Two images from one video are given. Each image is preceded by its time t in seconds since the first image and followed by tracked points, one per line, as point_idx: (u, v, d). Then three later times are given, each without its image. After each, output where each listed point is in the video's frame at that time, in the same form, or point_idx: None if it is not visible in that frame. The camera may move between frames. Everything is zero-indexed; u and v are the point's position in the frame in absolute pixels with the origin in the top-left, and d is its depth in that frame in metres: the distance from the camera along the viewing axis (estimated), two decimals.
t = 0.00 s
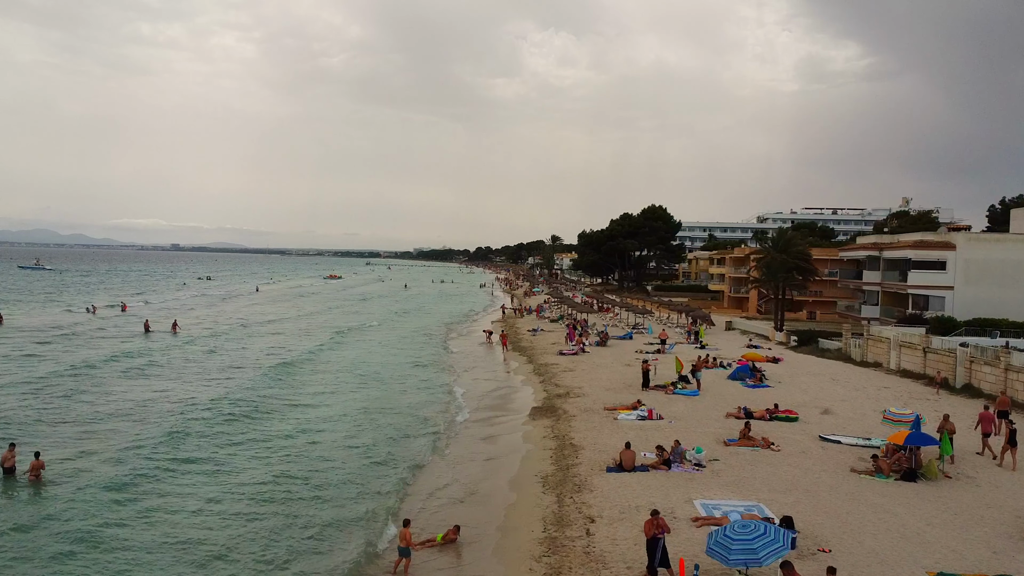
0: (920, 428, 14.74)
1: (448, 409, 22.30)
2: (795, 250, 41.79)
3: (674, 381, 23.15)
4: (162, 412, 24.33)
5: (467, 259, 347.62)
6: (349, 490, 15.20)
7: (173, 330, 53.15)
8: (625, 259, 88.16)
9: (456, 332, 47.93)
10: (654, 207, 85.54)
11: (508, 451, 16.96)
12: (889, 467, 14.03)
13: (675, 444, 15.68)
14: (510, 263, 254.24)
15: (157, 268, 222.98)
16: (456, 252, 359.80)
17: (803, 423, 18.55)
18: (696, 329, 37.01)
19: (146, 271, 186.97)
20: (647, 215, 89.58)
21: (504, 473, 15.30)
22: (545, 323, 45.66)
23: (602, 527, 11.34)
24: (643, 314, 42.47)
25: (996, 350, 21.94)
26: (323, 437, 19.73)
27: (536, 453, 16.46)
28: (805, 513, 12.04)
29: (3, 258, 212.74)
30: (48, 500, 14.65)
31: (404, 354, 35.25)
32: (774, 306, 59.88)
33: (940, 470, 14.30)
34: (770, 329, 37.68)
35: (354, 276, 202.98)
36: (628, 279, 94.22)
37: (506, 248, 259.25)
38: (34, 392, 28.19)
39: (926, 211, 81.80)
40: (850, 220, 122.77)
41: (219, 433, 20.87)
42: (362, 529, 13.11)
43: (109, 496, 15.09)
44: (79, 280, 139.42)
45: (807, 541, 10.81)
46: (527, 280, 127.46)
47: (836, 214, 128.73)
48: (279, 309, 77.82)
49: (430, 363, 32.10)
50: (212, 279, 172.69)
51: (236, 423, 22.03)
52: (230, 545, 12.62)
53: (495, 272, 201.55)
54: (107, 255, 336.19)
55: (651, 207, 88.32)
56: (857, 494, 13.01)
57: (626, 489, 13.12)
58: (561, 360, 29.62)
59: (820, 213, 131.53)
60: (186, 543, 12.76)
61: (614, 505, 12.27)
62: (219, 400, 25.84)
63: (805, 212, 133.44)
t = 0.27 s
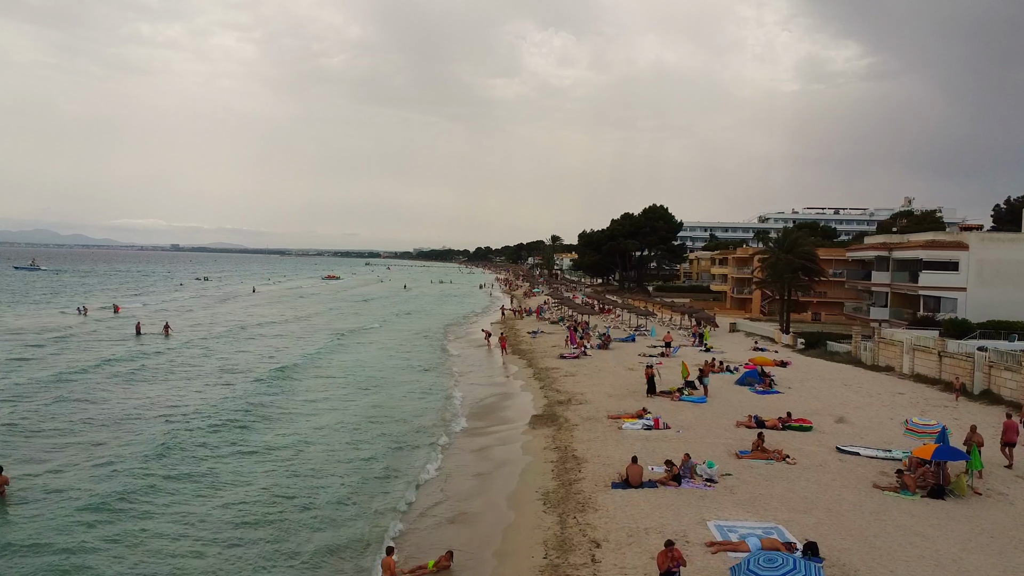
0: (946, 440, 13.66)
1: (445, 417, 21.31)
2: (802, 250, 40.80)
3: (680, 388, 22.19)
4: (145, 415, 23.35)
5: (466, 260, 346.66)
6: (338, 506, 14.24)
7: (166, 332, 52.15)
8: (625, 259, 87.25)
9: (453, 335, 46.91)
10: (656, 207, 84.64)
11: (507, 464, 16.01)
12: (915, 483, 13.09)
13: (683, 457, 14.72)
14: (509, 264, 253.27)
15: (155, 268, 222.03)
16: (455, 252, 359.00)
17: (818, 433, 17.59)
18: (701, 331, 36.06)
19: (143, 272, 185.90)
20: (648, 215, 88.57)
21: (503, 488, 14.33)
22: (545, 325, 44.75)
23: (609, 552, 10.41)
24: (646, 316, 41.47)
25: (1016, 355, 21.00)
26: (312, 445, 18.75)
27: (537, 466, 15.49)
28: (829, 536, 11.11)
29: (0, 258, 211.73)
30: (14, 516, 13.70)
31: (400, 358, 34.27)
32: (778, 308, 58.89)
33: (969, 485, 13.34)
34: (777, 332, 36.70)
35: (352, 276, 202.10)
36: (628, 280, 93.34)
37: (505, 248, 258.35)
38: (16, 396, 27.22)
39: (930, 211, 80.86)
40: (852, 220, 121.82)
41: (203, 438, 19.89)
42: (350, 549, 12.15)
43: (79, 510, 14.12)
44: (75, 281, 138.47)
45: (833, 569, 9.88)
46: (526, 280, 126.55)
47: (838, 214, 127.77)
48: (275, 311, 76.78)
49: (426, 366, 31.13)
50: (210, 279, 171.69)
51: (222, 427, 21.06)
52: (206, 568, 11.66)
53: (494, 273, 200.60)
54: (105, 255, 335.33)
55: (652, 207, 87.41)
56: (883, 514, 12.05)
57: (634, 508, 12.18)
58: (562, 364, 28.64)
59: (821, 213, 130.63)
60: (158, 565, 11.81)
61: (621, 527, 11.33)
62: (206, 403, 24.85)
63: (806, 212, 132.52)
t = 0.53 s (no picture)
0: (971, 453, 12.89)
1: (441, 423, 20.54)
2: (807, 251, 39.99)
3: (685, 393, 21.40)
4: (133, 421, 22.61)
5: (466, 260, 345.66)
6: (327, 523, 13.47)
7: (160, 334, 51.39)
8: (626, 259, 86.50)
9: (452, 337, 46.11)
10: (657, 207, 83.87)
11: (505, 476, 15.25)
12: (940, 499, 12.29)
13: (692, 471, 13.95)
14: (509, 264, 252.49)
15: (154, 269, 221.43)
16: (455, 252, 358.59)
17: (831, 441, 16.80)
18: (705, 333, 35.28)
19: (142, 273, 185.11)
20: (648, 215, 87.76)
21: (499, 504, 13.57)
22: (546, 327, 43.95)
23: None
24: (648, 317, 40.66)
25: None
26: (303, 455, 18.00)
27: (536, 478, 14.72)
28: (850, 558, 10.36)
29: None
30: None
31: (397, 361, 33.44)
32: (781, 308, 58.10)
33: (997, 500, 12.54)
34: (782, 334, 35.92)
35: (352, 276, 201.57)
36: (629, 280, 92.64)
37: (505, 248, 257.74)
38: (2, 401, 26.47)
39: (934, 210, 80.04)
40: (854, 220, 121.02)
41: (189, 447, 19.12)
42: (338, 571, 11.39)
43: (56, 528, 13.38)
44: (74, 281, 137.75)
45: None
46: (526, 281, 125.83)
47: (840, 214, 126.98)
48: (272, 312, 76.01)
49: (423, 370, 30.36)
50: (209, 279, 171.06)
51: (211, 435, 20.32)
52: None
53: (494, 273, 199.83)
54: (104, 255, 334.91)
55: (654, 206, 86.64)
56: (906, 533, 11.27)
57: (640, 526, 11.42)
58: (562, 368, 27.84)
59: (823, 213, 129.86)
60: None
61: (627, 548, 10.58)
62: (196, 409, 24.11)
63: (808, 212, 131.81)
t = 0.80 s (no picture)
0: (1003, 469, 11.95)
1: (437, 432, 19.60)
2: (813, 251, 39.05)
3: (692, 400, 20.46)
4: (116, 430, 21.69)
5: (466, 260, 344.67)
6: (313, 547, 12.54)
7: (153, 337, 50.44)
8: (626, 259, 85.59)
9: (450, 339, 45.17)
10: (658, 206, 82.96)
11: (504, 492, 14.31)
12: (974, 521, 11.33)
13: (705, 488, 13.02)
14: (509, 264, 251.57)
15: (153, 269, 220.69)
16: (455, 252, 357.84)
17: (849, 453, 15.85)
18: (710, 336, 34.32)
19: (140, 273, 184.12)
20: (649, 215, 86.86)
21: (498, 525, 12.64)
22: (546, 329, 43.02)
23: None
24: (650, 319, 39.74)
25: None
26: (292, 468, 17.09)
27: (536, 495, 13.78)
28: None
29: None
30: None
31: (393, 365, 32.52)
32: (785, 309, 57.18)
33: None
34: (789, 336, 34.99)
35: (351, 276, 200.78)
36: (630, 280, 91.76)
37: (505, 248, 256.85)
38: None
39: (938, 210, 79.10)
40: (856, 220, 120.09)
41: (172, 458, 18.19)
42: None
43: (23, 551, 12.50)
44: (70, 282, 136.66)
45: None
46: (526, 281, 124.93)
47: (842, 214, 126.05)
48: (269, 313, 75.10)
49: (420, 374, 29.43)
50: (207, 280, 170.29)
51: (196, 445, 19.39)
52: None
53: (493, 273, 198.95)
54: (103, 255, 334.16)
55: (654, 206, 85.73)
56: (940, 559, 10.34)
57: (649, 552, 10.50)
58: (563, 372, 26.89)
59: (825, 212, 128.97)
60: None
61: None
62: (183, 418, 23.17)
63: (810, 212, 130.96)
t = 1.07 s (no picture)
0: None
1: (434, 441, 18.82)
2: (819, 252, 38.24)
3: (699, 406, 19.65)
4: (101, 438, 20.92)
5: (466, 260, 343.94)
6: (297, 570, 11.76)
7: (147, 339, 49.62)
8: (627, 259, 84.85)
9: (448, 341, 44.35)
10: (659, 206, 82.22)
11: (503, 507, 13.53)
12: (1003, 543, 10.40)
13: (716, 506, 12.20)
14: (509, 264, 250.73)
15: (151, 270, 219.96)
16: (454, 252, 356.98)
17: (865, 465, 15.07)
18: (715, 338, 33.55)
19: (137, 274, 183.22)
20: (651, 215, 86.03)
21: (495, 545, 11.88)
22: (546, 330, 42.27)
23: None
24: (653, 321, 38.95)
25: None
26: (281, 480, 16.33)
27: (536, 511, 13.01)
28: None
29: None
30: None
31: (390, 369, 31.73)
32: (789, 310, 56.37)
33: None
34: (795, 339, 34.19)
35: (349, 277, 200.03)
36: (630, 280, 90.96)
37: (505, 248, 255.92)
38: None
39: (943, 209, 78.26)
40: (858, 220, 119.23)
41: (157, 469, 17.42)
42: None
43: None
44: (66, 283, 135.81)
45: None
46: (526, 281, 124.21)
47: (844, 213, 125.23)
48: (267, 315, 74.29)
49: (417, 379, 28.65)
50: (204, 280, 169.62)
51: (183, 455, 18.63)
52: None
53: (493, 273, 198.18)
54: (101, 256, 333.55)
55: (655, 206, 84.97)
56: None
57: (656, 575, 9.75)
58: (564, 376, 26.09)
59: (827, 212, 128.13)
60: None
61: None
62: (172, 425, 22.39)
63: (811, 211, 130.11)
